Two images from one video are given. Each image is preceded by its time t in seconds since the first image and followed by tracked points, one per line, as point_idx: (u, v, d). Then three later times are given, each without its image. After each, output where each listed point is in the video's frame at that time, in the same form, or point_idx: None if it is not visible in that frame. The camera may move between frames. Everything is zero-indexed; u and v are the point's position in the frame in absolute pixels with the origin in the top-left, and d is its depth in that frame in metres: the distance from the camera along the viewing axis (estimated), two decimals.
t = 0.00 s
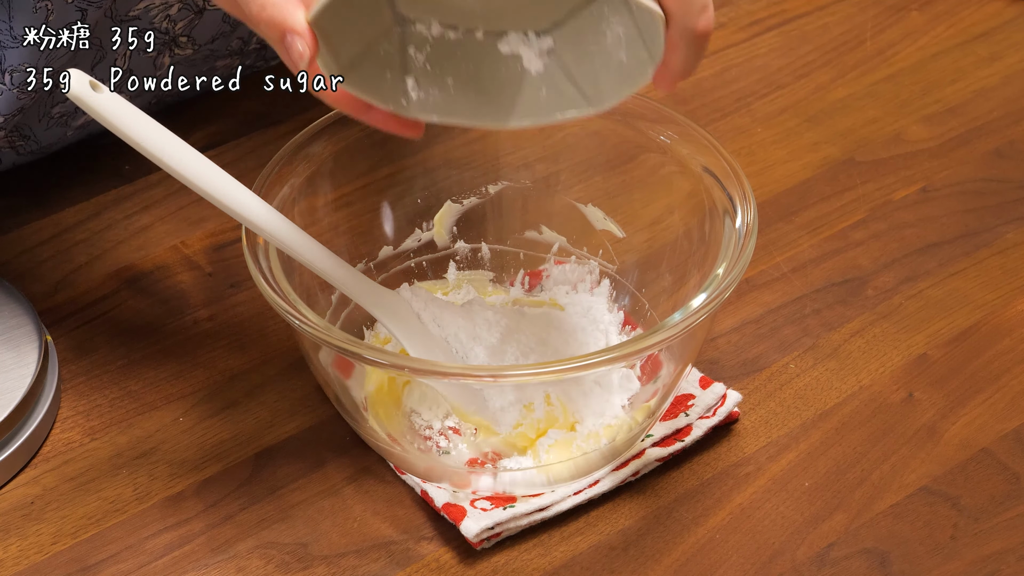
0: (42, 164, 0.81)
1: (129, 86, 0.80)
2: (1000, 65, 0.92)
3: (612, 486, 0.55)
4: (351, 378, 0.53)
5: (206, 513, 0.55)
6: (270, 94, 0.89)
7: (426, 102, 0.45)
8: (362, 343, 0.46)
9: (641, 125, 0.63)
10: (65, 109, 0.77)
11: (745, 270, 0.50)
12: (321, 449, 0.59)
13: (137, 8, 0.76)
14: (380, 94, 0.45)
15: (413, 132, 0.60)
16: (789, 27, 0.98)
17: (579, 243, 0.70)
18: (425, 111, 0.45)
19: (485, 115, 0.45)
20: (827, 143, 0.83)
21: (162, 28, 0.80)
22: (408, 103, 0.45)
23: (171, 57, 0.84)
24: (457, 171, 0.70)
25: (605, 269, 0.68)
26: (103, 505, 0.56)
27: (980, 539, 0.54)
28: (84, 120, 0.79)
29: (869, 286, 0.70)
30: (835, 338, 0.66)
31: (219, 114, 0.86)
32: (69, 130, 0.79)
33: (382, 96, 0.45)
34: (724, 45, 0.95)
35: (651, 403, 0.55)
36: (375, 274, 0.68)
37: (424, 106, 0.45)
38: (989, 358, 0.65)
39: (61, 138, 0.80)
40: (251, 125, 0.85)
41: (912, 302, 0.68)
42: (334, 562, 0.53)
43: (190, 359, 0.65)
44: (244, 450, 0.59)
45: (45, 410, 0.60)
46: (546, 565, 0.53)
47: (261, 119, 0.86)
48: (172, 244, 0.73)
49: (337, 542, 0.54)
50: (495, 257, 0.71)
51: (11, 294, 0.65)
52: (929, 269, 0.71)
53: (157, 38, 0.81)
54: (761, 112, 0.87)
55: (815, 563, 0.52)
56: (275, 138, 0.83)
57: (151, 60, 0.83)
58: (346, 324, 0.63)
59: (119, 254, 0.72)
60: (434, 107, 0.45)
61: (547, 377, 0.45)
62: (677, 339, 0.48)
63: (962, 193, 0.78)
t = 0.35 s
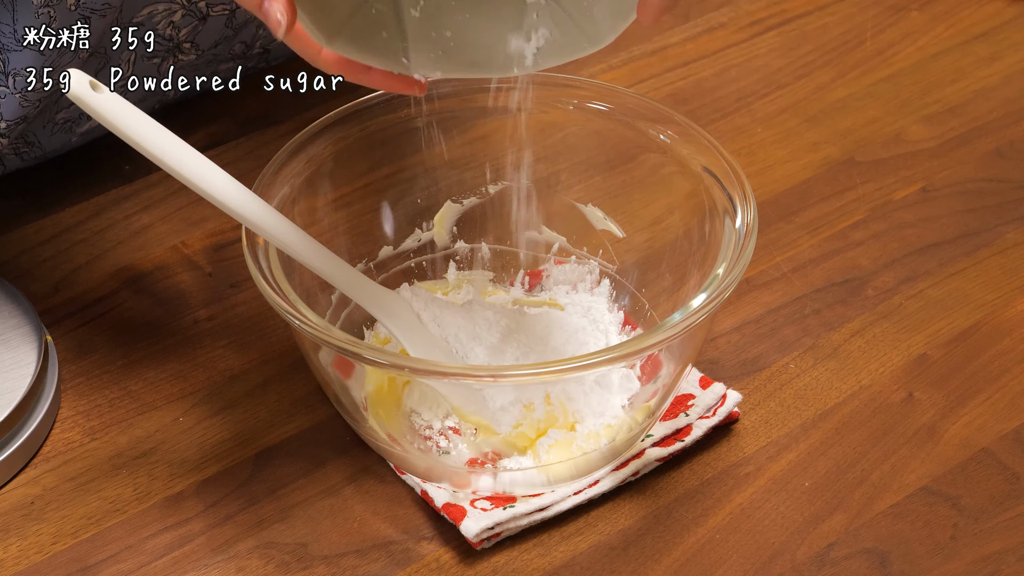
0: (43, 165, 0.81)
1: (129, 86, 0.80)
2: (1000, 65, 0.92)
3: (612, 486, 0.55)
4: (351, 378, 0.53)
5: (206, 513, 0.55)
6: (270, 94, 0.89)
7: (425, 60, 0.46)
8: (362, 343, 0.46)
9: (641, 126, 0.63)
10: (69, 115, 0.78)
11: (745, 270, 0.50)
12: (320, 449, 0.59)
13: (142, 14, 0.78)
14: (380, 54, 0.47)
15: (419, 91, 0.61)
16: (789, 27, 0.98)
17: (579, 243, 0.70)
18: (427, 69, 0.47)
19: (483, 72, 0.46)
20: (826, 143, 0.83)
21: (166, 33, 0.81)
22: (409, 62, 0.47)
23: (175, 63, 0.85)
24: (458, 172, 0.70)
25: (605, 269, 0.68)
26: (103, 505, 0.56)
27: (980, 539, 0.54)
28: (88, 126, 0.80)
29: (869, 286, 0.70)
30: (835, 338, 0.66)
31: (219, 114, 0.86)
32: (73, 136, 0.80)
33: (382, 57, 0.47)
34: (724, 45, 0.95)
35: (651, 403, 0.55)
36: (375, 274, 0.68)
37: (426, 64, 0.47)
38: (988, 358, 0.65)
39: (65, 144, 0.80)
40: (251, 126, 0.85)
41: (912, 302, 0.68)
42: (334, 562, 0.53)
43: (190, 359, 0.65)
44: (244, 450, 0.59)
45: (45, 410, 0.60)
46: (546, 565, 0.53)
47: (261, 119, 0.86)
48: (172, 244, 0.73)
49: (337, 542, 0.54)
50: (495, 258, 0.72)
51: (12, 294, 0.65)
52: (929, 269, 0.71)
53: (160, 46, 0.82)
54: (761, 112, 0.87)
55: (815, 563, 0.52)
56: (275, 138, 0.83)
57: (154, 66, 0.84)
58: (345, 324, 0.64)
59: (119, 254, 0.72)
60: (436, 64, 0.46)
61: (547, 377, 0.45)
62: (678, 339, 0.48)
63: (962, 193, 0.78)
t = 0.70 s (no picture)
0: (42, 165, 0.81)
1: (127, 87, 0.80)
2: (1000, 65, 0.92)
3: (612, 486, 0.55)
4: (351, 378, 0.53)
5: (205, 513, 0.55)
6: (270, 93, 0.89)
7: (404, 68, 0.57)
8: (362, 343, 0.46)
9: (641, 126, 0.63)
10: (63, 122, 0.78)
11: (745, 270, 0.50)
12: (320, 449, 0.59)
13: (137, 23, 0.78)
14: (369, 61, 0.57)
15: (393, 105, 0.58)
16: (789, 27, 0.98)
17: (580, 244, 0.70)
18: (402, 73, 0.57)
19: (463, 80, 0.56)
20: (826, 143, 0.83)
21: (161, 39, 0.81)
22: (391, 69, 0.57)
23: (167, 67, 0.85)
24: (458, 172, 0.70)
25: (605, 270, 0.68)
26: (103, 505, 0.56)
27: (980, 539, 0.54)
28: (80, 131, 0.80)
29: (868, 286, 0.70)
30: (835, 338, 0.66)
31: (219, 114, 0.86)
32: (66, 142, 0.80)
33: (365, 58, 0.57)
34: (724, 45, 0.95)
35: (652, 403, 0.55)
36: (375, 274, 0.68)
37: (403, 70, 0.57)
38: (988, 358, 0.65)
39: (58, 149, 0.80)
40: (251, 126, 0.85)
41: (912, 302, 0.68)
42: (334, 562, 0.53)
43: (190, 359, 0.65)
44: (244, 450, 0.59)
45: (45, 411, 0.60)
46: (546, 565, 0.53)
47: (261, 119, 0.86)
48: (172, 244, 0.73)
49: (337, 542, 0.54)
50: (495, 258, 0.71)
51: (13, 295, 0.65)
52: (929, 269, 0.71)
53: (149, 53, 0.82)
54: (761, 112, 0.87)
55: (815, 563, 0.52)
56: (275, 138, 0.83)
57: (147, 70, 0.84)
58: (345, 325, 0.63)
59: (119, 254, 0.72)
60: (412, 73, 0.57)
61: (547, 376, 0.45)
62: (677, 339, 0.48)
63: (962, 193, 0.78)
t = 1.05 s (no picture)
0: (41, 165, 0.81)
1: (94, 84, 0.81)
2: (1000, 66, 0.92)
3: (612, 486, 0.56)
4: (352, 378, 0.53)
5: (205, 513, 0.55)
6: (270, 93, 0.89)
7: None
8: (362, 343, 0.46)
9: (641, 126, 0.63)
10: (19, 121, 0.79)
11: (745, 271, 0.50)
12: (320, 449, 0.59)
13: (87, 15, 0.77)
14: None
15: None
16: (789, 27, 0.98)
17: (580, 244, 0.70)
18: None
19: None
20: (826, 143, 0.83)
21: (114, 30, 0.80)
22: None
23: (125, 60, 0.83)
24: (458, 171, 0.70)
25: (605, 270, 0.68)
26: (103, 505, 0.56)
27: (980, 539, 0.54)
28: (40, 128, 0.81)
29: (868, 286, 0.70)
30: (835, 338, 0.66)
31: (219, 114, 0.86)
32: (25, 138, 0.81)
33: None
34: (724, 45, 0.95)
35: (651, 403, 0.55)
36: (375, 274, 0.68)
37: None
38: (989, 358, 0.65)
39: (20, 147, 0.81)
40: (250, 126, 0.85)
41: (912, 302, 0.68)
42: (334, 562, 0.53)
43: (190, 359, 0.65)
44: (243, 450, 0.59)
45: (44, 411, 0.60)
46: (546, 565, 0.53)
47: (261, 119, 0.86)
48: (172, 244, 0.73)
49: (337, 542, 0.54)
50: (494, 258, 0.71)
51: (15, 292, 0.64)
52: (929, 269, 0.71)
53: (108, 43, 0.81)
54: (761, 112, 0.87)
55: (815, 563, 0.52)
56: (275, 138, 0.83)
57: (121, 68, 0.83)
58: (345, 325, 0.63)
59: (119, 254, 0.72)
60: None
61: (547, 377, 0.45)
62: (677, 339, 0.48)
63: (961, 193, 0.78)
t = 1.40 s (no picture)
0: (41, 166, 0.81)
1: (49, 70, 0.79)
2: (1000, 65, 0.92)
3: (612, 486, 0.56)
4: (351, 378, 0.53)
5: (205, 513, 0.55)
6: (271, 93, 0.89)
7: None
8: (362, 343, 0.46)
9: (640, 126, 0.63)
10: None
11: (745, 271, 0.49)
12: (320, 449, 0.59)
13: None
14: None
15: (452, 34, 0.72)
16: (789, 27, 0.98)
17: (580, 244, 0.69)
18: None
19: None
20: (826, 143, 0.83)
21: (62, 14, 0.77)
22: None
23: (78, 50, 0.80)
24: (458, 171, 0.70)
25: (605, 269, 0.68)
26: (103, 505, 0.56)
27: (980, 539, 0.54)
28: None
29: (868, 286, 0.70)
30: (835, 338, 0.66)
31: (219, 114, 0.86)
32: None
33: None
34: (724, 45, 0.95)
35: (651, 403, 0.55)
36: (374, 274, 0.68)
37: None
38: (989, 358, 0.65)
39: None
40: (251, 126, 0.85)
41: (912, 302, 0.68)
42: (334, 562, 0.53)
43: (190, 359, 0.65)
44: (243, 450, 0.59)
45: (44, 411, 0.60)
46: (545, 565, 0.53)
47: (261, 118, 0.86)
48: (172, 244, 0.73)
49: (337, 542, 0.54)
50: (494, 258, 0.71)
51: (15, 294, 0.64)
52: (929, 269, 0.71)
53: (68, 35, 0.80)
54: (761, 112, 0.87)
55: (815, 563, 0.52)
56: (275, 138, 0.83)
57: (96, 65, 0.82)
58: (345, 325, 0.63)
59: (119, 254, 0.72)
60: None
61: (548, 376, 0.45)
62: (678, 338, 0.48)
63: (961, 193, 0.78)
